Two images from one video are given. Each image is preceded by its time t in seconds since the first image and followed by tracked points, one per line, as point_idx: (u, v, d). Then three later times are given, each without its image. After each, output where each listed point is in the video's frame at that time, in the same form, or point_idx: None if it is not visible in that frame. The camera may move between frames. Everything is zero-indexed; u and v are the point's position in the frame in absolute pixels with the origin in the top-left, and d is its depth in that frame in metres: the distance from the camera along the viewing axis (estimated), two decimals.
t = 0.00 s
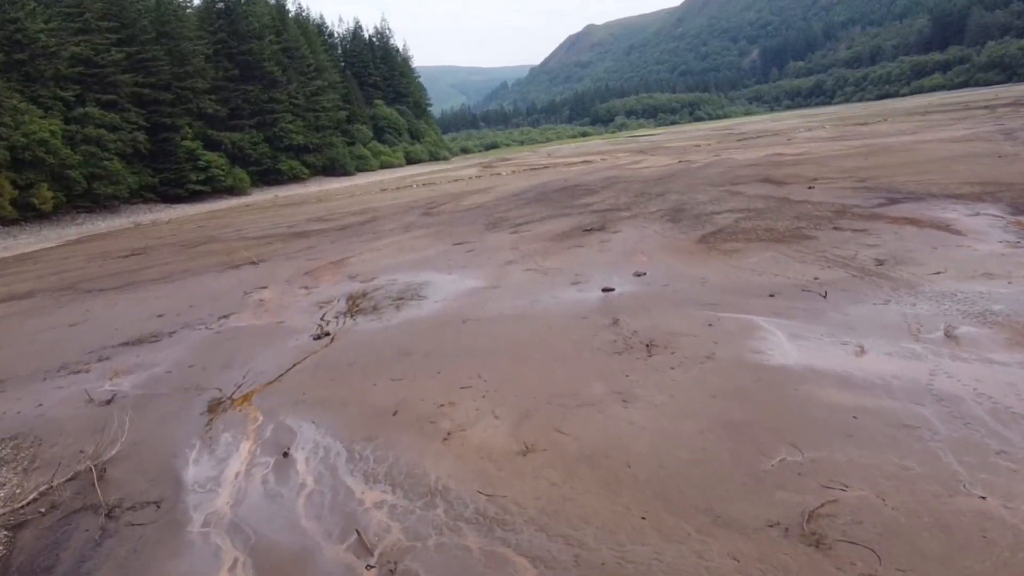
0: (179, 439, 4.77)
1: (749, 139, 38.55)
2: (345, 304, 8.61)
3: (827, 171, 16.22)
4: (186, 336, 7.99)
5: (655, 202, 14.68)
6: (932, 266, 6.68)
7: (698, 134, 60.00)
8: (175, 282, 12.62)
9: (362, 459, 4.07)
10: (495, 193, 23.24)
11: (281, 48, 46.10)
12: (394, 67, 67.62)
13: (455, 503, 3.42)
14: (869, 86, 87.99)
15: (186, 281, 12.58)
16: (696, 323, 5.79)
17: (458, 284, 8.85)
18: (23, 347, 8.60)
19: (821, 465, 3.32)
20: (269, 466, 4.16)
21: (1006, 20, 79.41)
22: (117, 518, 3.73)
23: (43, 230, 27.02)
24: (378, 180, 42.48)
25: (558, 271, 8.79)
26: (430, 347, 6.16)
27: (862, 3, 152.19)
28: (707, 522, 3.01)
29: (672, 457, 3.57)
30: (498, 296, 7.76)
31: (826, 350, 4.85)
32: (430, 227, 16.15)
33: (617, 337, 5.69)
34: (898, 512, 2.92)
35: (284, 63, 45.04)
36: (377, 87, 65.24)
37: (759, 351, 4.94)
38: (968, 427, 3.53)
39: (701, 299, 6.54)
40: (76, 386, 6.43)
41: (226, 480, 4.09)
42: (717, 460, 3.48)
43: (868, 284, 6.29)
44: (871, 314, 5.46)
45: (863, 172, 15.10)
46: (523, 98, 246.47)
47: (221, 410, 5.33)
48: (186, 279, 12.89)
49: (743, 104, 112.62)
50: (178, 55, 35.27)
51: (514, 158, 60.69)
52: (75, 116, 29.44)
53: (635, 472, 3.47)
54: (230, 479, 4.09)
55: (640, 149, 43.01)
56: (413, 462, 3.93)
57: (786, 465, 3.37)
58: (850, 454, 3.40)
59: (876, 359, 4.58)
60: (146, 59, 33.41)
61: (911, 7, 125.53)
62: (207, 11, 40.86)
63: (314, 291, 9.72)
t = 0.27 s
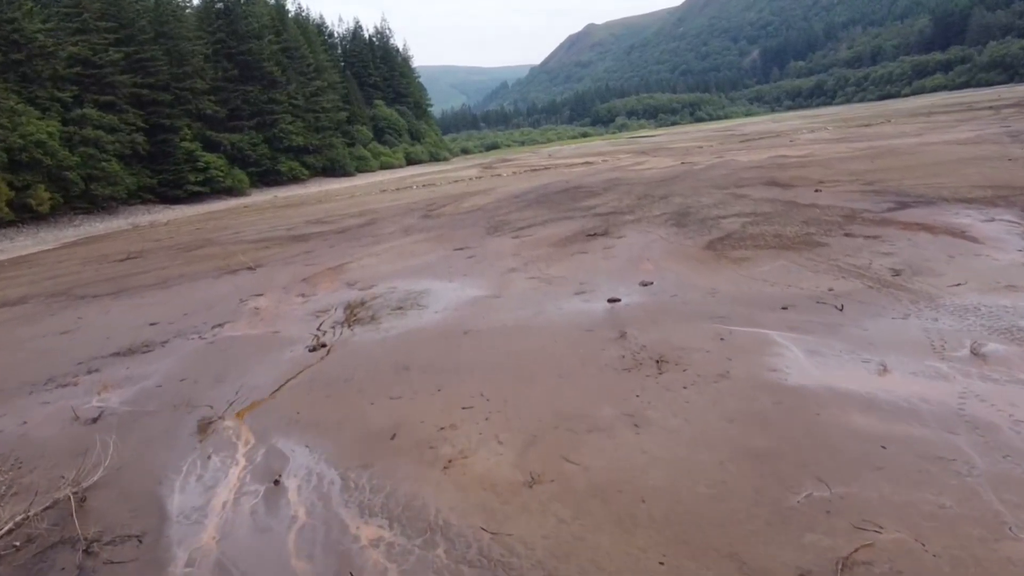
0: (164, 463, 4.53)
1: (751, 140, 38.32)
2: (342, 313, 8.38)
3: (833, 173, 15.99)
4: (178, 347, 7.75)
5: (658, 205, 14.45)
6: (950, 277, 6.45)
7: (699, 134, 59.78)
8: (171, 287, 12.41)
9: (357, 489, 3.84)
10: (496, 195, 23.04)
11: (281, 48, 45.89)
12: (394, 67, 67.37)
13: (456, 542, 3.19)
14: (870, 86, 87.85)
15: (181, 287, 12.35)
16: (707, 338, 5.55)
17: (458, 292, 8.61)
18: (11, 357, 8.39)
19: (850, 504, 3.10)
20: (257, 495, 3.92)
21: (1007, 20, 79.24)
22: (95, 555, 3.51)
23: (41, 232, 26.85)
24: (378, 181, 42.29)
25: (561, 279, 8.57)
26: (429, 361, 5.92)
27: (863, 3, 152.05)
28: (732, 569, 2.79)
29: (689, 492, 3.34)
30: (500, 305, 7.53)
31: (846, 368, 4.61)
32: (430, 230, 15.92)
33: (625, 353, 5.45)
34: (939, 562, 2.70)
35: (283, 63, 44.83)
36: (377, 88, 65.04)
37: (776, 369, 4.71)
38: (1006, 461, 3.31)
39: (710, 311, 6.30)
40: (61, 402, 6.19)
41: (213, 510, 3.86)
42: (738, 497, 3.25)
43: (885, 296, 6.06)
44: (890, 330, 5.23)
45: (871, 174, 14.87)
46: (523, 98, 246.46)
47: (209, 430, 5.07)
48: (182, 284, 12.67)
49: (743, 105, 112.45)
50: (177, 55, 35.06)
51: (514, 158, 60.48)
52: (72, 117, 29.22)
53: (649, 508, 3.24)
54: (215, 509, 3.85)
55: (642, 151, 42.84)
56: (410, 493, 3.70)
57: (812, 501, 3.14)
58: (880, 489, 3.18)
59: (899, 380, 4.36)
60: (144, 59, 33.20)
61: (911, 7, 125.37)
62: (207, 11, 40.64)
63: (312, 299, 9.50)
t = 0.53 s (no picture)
0: (150, 491, 4.30)
1: (754, 140, 38.11)
2: (341, 324, 8.14)
3: (840, 176, 15.78)
4: (171, 359, 7.51)
5: (663, 209, 14.21)
6: (971, 290, 6.23)
7: (701, 135, 59.61)
8: (167, 294, 12.17)
9: (354, 525, 3.60)
10: (497, 198, 22.83)
11: (281, 49, 45.64)
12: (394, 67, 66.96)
13: None
14: (871, 87, 87.68)
15: (177, 294, 12.12)
16: (720, 355, 5.32)
17: (459, 302, 8.38)
18: None
19: (886, 551, 2.87)
20: (248, 531, 3.69)
21: (1009, 20, 79.05)
22: None
23: (38, 234, 26.69)
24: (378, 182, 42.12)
25: (566, 288, 8.33)
26: (429, 378, 5.69)
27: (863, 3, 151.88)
28: None
29: (710, 535, 3.11)
30: (503, 317, 7.29)
31: (870, 391, 4.39)
32: (430, 234, 15.69)
33: (635, 371, 5.22)
34: None
35: (283, 64, 44.61)
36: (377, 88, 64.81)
37: (795, 392, 4.47)
38: None
39: (722, 326, 6.06)
40: (47, 420, 5.95)
41: (200, 548, 3.63)
42: (763, 541, 3.03)
43: (904, 311, 5.84)
44: (913, 348, 5.00)
45: (878, 178, 14.64)
46: (523, 98, 246.31)
47: (199, 454, 4.84)
48: (178, 291, 12.44)
49: (745, 105, 112.25)
50: (176, 56, 34.87)
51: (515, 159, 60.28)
52: (71, 118, 29.04)
53: (669, 554, 3.02)
54: (203, 546, 3.62)
55: (643, 152, 42.65)
56: (410, 531, 3.47)
57: (845, 548, 2.92)
58: (918, 534, 2.96)
59: (927, 405, 4.13)
60: (143, 60, 33.00)
61: (913, 7, 125.22)
62: (206, 12, 40.40)
63: (309, 308, 9.26)
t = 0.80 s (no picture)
0: (135, 524, 4.07)
1: (756, 141, 37.86)
2: (339, 335, 7.92)
3: (847, 180, 15.56)
4: (164, 373, 7.28)
5: (667, 214, 13.99)
6: (994, 304, 5.99)
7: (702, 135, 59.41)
8: (162, 302, 11.93)
9: (349, 567, 3.38)
10: (498, 200, 22.65)
11: (281, 48, 45.37)
12: (394, 67, 66.61)
13: None
14: (873, 87, 87.46)
15: (172, 301, 11.87)
16: (734, 375, 5.09)
17: (461, 312, 8.15)
18: None
19: None
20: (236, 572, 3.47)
21: (1012, 20, 78.82)
22: None
23: (36, 237, 26.56)
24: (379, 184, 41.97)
25: (571, 298, 8.10)
26: (430, 397, 5.46)
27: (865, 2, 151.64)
28: None
29: None
30: (506, 330, 7.07)
31: (896, 418, 4.16)
32: (430, 239, 15.45)
33: (646, 392, 4.98)
34: None
35: (283, 64, 44.37)
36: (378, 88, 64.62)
37: (816, 418, 4.25)
38: None
39: (735, 342, 5.83)
40: (32, 440, 5.71)
41: None
42: None
43: (925, 327, 5.61)
44: (939, 370, 4.77)
45: (886, 182, 14.40)
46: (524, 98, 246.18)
47: (188, 480, 4.61)
48: (173, 297, 12.23)
49: (746, 105, 112.06)
50: (175, 56, 34.62)
51: (516, 159, 60.08)
52: (69, 119, 28.86)
53: None
54: None
55: (645, 153, 42.46)
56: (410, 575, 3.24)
57: None
58: None
59: (959, 434, 3.90)
60: (142, 61, 32.77)
61: (915, 6, 124.99)
62: (205, 11, 40.08)
63: (307, 317, 9.03)
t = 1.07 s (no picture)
0: (119, 562, 3.85)
1: (759, 143, 37.64)
2: (337, 347, 7.69)
3: (853, 184, 15.36)
4: (156, 388, 7.06)
5: (672, 219, 13.79)
6: (1017, 319, 5.77)
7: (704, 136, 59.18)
8: (157, 309, 11.72)
9: None
10: (499, 203, 22.47)
11: (281, 49, 45.18)
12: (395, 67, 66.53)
13: None
14: (874, 87, 87.29)
15: (168, 308, 11.66)
16: (750, 398, 4.86)
17: (463, 323, 7.93)
18: None
19: None
20: None
21: (1014, 20, 78.65)
22: None
23: (33, 239, 26.40)
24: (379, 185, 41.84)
25: (575, 309, 7.89)
26: (431, 418, 5.23)
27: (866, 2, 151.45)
28: None
29: None
30: (509, 344, 6.84)
31: (924, 448, 3.94)
32: (431, 244, 15.24)
33: (657, 415, 4.76)
34: None
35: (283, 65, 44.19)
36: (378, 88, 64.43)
37: (839, 447, 4.02)
38: None
39: (748, 360, 5.60)
40: (17, 462, 5.49)
41: None
42: None
43: (947, 345, 5.38)
44: (966, 394, 4.55)
45: (894, 187, 14.18)
46: (524, 98, 246.13)
47: (176, 510, 4.39)
48: (170, 304, 12.03)
49: (747, 105, 111.90)
50: (174, 57, 34.42)
51: (517, 160, 59.89)
52: (67, 121, 28.66)
53: None
54: None
55: (646, 154, 42.28)
56: None
57: None
58: None
59: (992, 467, 3.69)
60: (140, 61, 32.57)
61: (916, 7, 124.84)
62: (205, 12, 39.82)
63: (305, 328, 8.82)
